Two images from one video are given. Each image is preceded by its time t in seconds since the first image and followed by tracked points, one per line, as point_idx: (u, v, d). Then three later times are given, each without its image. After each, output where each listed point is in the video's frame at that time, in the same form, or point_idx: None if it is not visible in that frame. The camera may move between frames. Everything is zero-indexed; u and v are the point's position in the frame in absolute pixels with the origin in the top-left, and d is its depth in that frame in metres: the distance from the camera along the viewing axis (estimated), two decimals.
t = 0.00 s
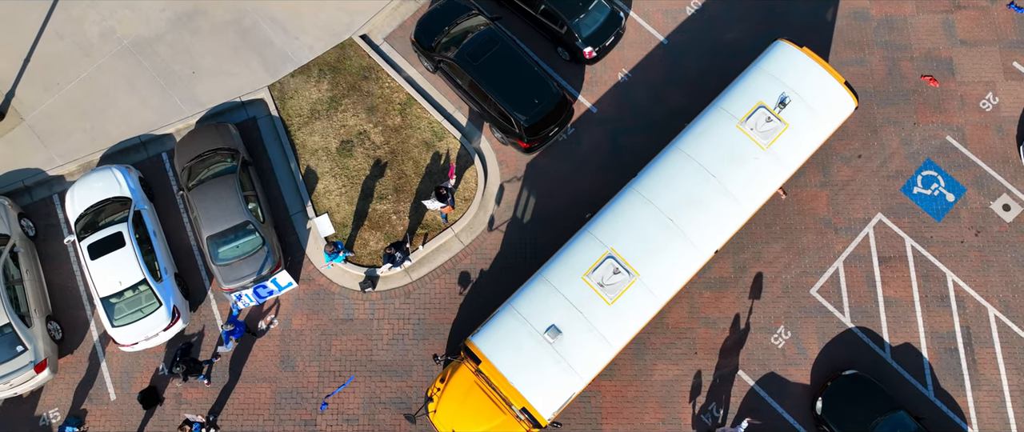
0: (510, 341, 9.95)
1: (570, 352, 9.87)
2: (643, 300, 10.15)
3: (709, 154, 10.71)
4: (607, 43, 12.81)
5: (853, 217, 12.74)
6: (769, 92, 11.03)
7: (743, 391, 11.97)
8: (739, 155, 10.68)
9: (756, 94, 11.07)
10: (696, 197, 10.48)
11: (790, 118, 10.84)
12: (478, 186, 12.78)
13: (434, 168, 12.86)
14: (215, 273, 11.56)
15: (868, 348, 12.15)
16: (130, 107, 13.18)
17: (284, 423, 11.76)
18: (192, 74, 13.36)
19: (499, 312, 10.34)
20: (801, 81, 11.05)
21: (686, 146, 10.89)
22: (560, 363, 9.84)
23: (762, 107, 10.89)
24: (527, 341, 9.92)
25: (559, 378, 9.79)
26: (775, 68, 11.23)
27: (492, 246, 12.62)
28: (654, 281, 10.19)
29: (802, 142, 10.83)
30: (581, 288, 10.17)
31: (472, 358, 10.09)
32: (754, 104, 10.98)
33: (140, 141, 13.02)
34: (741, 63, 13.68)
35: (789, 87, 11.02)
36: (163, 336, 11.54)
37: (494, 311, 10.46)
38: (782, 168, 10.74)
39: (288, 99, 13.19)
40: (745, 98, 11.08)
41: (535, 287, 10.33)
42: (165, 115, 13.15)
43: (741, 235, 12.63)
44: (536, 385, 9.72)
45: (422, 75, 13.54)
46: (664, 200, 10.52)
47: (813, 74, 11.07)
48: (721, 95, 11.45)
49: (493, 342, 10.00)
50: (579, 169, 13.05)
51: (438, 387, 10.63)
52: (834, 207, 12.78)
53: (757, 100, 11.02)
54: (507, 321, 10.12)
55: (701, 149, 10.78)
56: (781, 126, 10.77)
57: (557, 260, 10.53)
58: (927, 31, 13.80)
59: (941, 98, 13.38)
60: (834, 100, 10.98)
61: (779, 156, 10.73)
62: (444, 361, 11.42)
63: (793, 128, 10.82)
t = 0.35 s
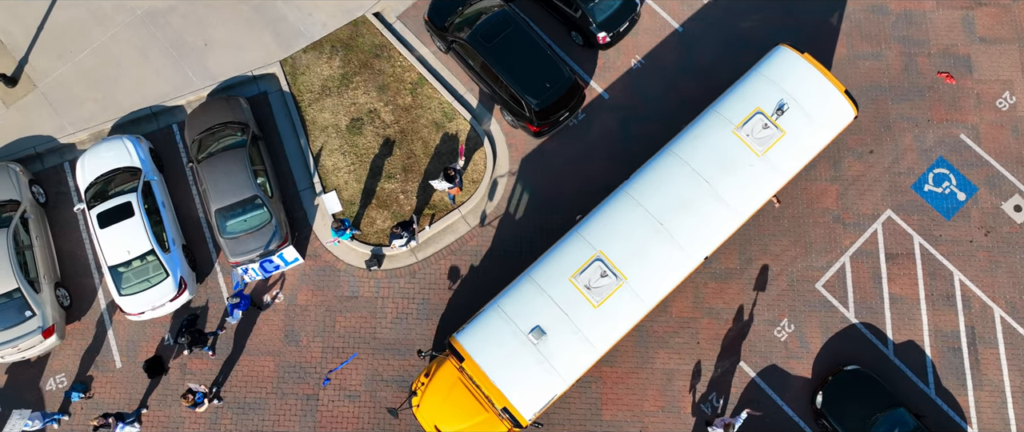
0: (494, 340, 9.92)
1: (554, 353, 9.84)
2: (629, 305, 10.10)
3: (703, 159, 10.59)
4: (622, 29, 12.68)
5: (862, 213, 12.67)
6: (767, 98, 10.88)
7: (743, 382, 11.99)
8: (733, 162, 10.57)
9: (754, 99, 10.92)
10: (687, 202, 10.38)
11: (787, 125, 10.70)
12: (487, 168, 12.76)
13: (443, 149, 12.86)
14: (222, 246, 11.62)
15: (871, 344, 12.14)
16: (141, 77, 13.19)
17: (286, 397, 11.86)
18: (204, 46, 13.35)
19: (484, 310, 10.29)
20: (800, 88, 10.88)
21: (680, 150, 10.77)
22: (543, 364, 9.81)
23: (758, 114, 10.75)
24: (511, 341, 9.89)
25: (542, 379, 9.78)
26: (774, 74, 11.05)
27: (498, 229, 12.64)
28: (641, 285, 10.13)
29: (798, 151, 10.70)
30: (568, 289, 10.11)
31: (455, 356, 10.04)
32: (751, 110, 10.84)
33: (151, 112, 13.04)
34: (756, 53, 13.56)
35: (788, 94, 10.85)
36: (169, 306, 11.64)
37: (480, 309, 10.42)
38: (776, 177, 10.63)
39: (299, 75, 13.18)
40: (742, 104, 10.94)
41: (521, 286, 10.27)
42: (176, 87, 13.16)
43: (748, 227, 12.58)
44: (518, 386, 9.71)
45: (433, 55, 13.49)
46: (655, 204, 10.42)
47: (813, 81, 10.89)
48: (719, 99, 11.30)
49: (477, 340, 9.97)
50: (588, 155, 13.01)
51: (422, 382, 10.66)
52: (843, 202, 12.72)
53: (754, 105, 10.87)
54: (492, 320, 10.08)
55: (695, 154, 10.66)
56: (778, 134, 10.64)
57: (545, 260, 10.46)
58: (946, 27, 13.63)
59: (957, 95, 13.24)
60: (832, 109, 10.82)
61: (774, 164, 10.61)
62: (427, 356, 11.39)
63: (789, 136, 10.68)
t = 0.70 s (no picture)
0: (474, 337, 9.89)
1: (534, 353, 9.79)
2: (612, 308, 10.02)
3: (697, 165, 10.44)
4: (640, 13, 12.58)
5: (873, 210, 12.59)
6: (765, 106, 10.69)
7: (744, 374, 12.01)
8: (727, 169, 10.42)
9: (752, 106, 10.73)
10: (677, 208, 10.26)
11: (783, 135, 10.52)
12: (498, 148, 12.73)
13: (455, 127, 12.83)
14: (232, 214, 11.67)
15: (874, 342, 12.12)
16: (157, 42, 13.20)
17: (290, 366, 11.98)
18: (221, 14, 13.32)
19: (467, 306, 10.25)
20: (799, 97, 10.68)
21: (674, 154, 10.62)
22: (522, 364, 9.76)
23: (755, 121, 10.57)
24: (491, 339, 9.85)
25: (520, 378, 9.75)
26: (774, 81, 10.84)
27: (507, 210, 12.64)
28: (625, 289, 10.04)
29: (793, 161, 10.53)
30: (552, 290, 10.03)
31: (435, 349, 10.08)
32: (748, 117, 10.66)
33: (165, 77, 13.06)
34: (775, 44, 13.41)
35: (786, 102, 10.66)
36: (178, 271, 11.73)
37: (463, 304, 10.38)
38: (770, 186, 10.49)
39: (314, 47, 13.15)
40: (740, 110, 10.75)
41: (505, 284, 10.21)
42: (191, 54, 13.16)
43: (758, 219, 12.53)
44: (496, 384, 9.70)
45: (450, 32, 13.41)
46: (645, 208, 10.30)
47: (813, 90, 10.69)
48: (717, 104, 11.12)
49: (457, 336, 9.95)
50: (600, 140, 12.96)
51: (403, 373, 10.71)
52: (855, 198, 12.63)
53: (751, 113, 10.68)
54: (474, 317, 10.04)
55: (688, 160, 10.51)
56: (773, 143, 10.47)
57: (530, 259, 10.37)
58: (970, 26, 13.42)
59: (977, 96, 13.08)
60: (831, 121, 10.62)
61: (768, 173, 10.46)
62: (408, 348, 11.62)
63: (785, 145, 10.51)
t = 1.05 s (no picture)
0: (455, 332, 9.89)
1: (514, 350, 9.79)
2: (595, 309, 10.01)
3: (688, 169, 10.40)
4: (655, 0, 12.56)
5: (882, 208, 12.52)
6: (760, 112, 10.64)
7: (744, 366, 12.04)
8: (718, 175, 10.38)
9: (747, 113, 10.67)
10: (666, 211, 10.23)
11: (777, 143, 10.47)
12: (508, 131, 12.70)
13: (466, 108, 12.80)
14: (240, 186, 11.69)
15: (876, 340, 12.11)
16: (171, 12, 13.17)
17: (292, 340, 12.07)
18: None
19: (450, 300, 10.26)
20: (795, 105, 10.61)
21: (665, 157, 10.58)
22: (502, 361, 9.77)
23: (749, 128, 10.52)
24: (473, 334, 9.85)
25: (499, 375, 9.76)
26: (770, 89, 10.78)
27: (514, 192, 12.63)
28: (609, 291, 10.03)
29: (785, 170, 10.48)
30: (535, 288, 10.02)
31: (416, 342, 10.08)
32: (742, 123, 10.61)
33: (178, 47, 13.08)
34: (791, 37, 13.29)
35: (782, 110, 10.60)
36: (185, 240, 11.79)
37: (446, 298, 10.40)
38: (760, 193, 10.43)
39: (328, 22, 13.10)
40: (734, 116, 10.70)
41: (489, 280, 10.20)
42: (205, 24, 13.14)
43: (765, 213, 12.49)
44: (475, 380, 9.72)
45: (464, 12, 13.34)
46: (634, 210, 10.27)
47: (809, 99, 10.62)
48: (712, 109, 11.06)
49: (438, 330, 9.96)
50: (610, 126, 12.90)
51: (385, 364, 10.73)
52: (864, 195, 12.56)
53: (746, 119, 10.63)
54: (456, 312, 10.04)
55: (680, 163, 10.47)
56: (766, 151, 10.42)
57: (516, 257, 10.36)
58: (991, 25, 13.25)
59: (994, 97, 12.94)
60: (826, 131, 10.56)
61: (759, 181, 10.41)
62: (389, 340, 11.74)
63: (778, 153, 10.45)
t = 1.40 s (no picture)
0: (435, 326, 9.92)
1: (493, 347, 9.80)
2: (576, 309, 9.99)
3: (677, 172, 10.32)
4: None
5: (890, 206, 12.46)
6: (753, 118, 10.52)
7: (744, 358, 12.06)
8: (707, 179, 10.29)
9: (739, 117, 10.54)
10: (652, 214, 10.17)
11: (768, 150, 10.36)
12: (517, 113, 12.66)
13: (476, 89, 12.76)
14: (248, 159, 11.70)
15: (878, 337, 12.11)
16: None
17: (295, 313, 12.15)
18: None
19: (432, 293, 10.28)
20: (789, 112, 10.48)
21: (655, 159, 10.49)
22: (480, 356, 9.79)
23: (741, 133, 10.41)
24: (452, 329, 9.87)
25: (477, 370, 9.80)
26: (765, 94, 10.64)
27: (521, 175, 12.60)
28: (591, 292, 10.00)
29: (775, 177, 10.38)
30: (517, 285, 10.00)
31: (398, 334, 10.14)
32: (734, 128, 10.49)
33: (190, 17, 13.05)
34: (807, 30, 13.16)
35: (775, 116, 10.47)
36: (192, 210, 11.83)
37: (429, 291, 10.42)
38: (748, 200, 10.34)
39: None
40: (726, 120, 10.58)
41: (471, 275, 10.19)
42: None
43: (773, 206, 12.44)
44: (452, 375, 9.76)
45: None
46: (620, 210, 10.20)
47: (803, 107, 10.49)
48: (705, 111, 10.95)
49: (418, 323, 9.99)
50: (620, 113, 12.84)
51: (367, 353, 10.99)
52: (873, 192, 12.50)
53: (738, 124, 10.52)
54: (436, 305, 10.06)
55: (669, 166, 10.38)
56: (757, 157, 10.31)
57: (500, 253, 10.33)
58: (1010, 25, 13.09)
59: (1010, 98, 12.81)
60: (819, 139, 10.43)
61: (749, 187, 10.32)
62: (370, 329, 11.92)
63: (769, 160, 10.35)
